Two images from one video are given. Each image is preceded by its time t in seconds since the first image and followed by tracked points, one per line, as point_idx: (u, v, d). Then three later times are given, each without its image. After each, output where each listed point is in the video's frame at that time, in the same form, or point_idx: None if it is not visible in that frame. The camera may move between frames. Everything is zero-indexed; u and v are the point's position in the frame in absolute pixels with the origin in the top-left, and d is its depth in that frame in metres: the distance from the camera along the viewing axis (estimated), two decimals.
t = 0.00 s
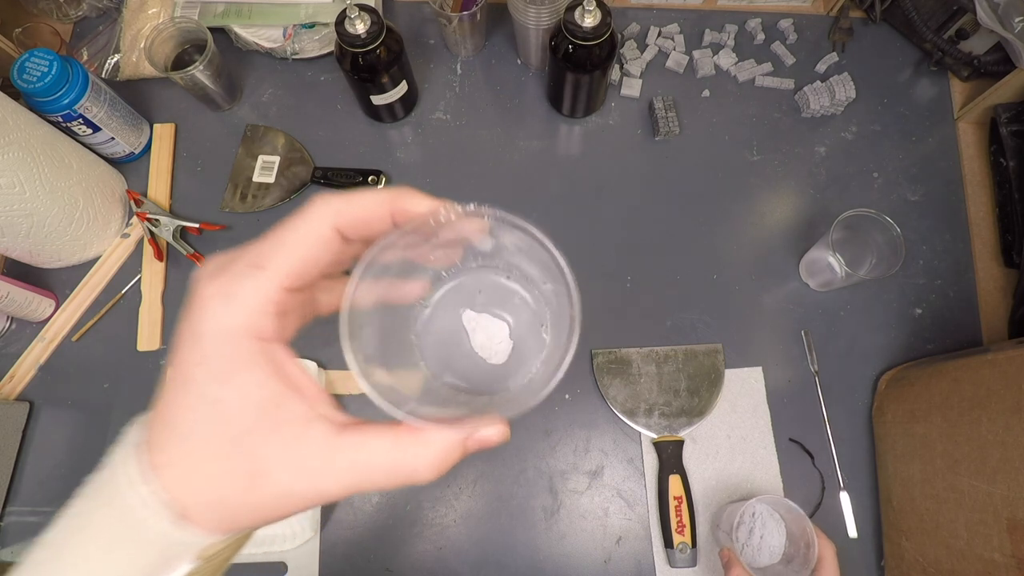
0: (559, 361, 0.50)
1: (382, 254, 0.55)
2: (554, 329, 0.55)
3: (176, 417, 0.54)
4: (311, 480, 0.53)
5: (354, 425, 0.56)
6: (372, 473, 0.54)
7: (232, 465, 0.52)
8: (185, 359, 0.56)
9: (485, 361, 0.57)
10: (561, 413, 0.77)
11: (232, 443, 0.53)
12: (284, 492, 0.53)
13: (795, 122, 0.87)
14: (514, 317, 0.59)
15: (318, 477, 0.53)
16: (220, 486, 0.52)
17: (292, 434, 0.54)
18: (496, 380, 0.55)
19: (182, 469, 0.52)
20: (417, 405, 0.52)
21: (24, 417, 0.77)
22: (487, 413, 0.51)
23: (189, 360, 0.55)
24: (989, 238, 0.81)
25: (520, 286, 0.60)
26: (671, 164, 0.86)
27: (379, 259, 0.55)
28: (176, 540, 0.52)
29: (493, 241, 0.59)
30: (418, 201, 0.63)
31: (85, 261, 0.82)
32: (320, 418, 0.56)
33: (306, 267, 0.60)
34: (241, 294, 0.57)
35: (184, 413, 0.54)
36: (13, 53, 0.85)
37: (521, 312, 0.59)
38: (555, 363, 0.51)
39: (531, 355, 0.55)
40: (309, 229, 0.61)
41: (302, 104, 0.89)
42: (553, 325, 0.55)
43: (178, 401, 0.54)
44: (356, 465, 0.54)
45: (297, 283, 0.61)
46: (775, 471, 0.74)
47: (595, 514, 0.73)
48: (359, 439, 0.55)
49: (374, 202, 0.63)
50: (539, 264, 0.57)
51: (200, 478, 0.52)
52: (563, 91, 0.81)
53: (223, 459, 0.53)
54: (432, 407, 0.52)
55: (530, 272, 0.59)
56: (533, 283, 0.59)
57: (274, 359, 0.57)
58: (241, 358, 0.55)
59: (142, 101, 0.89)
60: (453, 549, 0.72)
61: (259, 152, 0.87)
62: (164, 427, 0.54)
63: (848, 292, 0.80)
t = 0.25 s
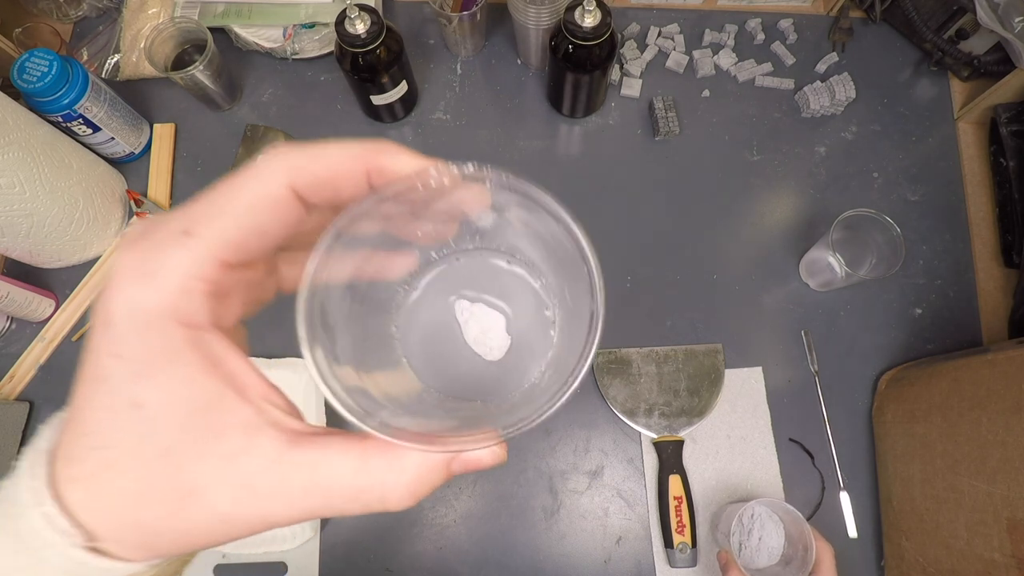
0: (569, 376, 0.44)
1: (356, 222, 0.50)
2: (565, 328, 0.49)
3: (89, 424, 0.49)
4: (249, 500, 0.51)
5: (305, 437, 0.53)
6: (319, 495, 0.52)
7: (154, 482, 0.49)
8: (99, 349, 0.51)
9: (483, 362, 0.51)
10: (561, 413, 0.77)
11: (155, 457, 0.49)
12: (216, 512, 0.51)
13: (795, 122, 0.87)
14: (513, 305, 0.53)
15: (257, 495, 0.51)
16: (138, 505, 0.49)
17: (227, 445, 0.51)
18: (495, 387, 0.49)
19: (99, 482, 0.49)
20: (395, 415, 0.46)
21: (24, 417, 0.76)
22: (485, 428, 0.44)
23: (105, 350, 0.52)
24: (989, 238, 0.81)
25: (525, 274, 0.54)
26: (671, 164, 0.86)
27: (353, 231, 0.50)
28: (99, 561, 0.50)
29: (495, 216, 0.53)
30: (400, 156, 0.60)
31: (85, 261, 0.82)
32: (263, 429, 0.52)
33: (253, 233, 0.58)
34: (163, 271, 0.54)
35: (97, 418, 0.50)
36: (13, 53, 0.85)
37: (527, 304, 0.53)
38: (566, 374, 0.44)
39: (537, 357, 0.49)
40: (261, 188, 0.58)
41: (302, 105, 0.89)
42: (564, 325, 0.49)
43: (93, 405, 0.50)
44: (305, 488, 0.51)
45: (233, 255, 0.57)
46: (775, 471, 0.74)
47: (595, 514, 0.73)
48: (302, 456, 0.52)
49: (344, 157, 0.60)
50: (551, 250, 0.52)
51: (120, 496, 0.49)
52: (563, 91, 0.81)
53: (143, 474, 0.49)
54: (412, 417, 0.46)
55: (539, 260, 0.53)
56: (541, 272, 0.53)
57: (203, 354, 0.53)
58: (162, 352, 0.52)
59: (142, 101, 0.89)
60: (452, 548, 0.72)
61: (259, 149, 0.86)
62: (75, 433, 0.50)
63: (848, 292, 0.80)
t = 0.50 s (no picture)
0: (567, 378, 0.43)
1: (344, 209, 0.50)
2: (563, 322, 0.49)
3: (41, 421, 0.48)
4: (211, 506, 0.49)
5: (273, 438, 0.50)
6: (287, 503, 0.49)
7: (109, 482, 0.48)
8: (48, 338, 0.50)
9: (475, 352, 0.52)
10: (561, 413, 0.77)
11: (111, 456, 0.48)
12: (176, 518, 0.48)
13: (795, 122, 0.87)
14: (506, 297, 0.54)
15: (220, 500, 0.48)
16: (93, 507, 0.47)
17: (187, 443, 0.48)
18: (489, 381, 0.50)
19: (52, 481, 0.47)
20: (378, 416, 0.45)
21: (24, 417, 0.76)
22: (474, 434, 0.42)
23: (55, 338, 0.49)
24: (989, 238, 0.81)
25: (521, 261, 0.54)
26: (671, 164, 0.86)
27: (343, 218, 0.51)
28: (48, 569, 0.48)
29: (490, 200, 0.54)
30: (381, 129, 0.57)
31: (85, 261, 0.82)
32: (225, 429, 0.49)
33: (215, 211, 0.55)
34: (112, 252, 0.51)
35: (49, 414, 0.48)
36: (14, 53, 0.85)
37: (521, 293, 0.54)
38: (562, 375, 0.43)
39: (532, 350, 0.50)
40: (224, 160, 0.54)
41: (302, 105, 0.89)
42: (562, 319, 0.50)
43: (44, 400, 0.48)
44: (271, 493, 0.48)
45: (191, 235, 0.54)
46: (775, 471, 0.74)
47: (595, 514, 0.73)
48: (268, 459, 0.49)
49: (319, 129, 0.57)
50: (549, 237, 0.52)
51: (74, 497, 0.47)
52: (563, 91, 0.81)
53: (97, 473, 0.47)
54: (395, 418, 0.45)
55: (535, 248, 0.54)
56: (538, 260, 0.54)
57: (157, 343, 0.50)
58: (113, 342, 0.49)
59: (142, 101, 0.89)
60: (452, 548, 0.72)
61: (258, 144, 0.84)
62: (29, 430, 0.48)
63: (848, 292, 0.80)
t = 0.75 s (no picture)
0: (562, 378, 0.43)
1: (338, 205, 0.51)
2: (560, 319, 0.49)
3: (31, 417, 0.48)
4: (201, 504, 0.48)
5: (266, 435, 0.50)
6: (279, 500, 0.49)
7: (98, 479, 0.48)
8: (37, 335, 0.50)
9: (472, 348, 0.52)
10: (561, 413, 0.77)
11: (100, 452, 0.48)
12: (166, 515, 0.48)
13: (795, 122, 0.87)
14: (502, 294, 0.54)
15: (210, 498, 0.48)
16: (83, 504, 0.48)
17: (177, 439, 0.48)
18: (486, 379, 0.50)
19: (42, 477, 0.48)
20: (371, 414, 0.45)
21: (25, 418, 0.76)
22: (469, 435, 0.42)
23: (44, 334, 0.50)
24: (989, 238, 0.81)
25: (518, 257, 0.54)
26: (671, 164, 0.86)
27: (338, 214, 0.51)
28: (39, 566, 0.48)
29: (487, 195, 0.53)
30: (376, 123, 0.57)
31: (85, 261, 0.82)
32: (216, 427, 0.49)
33: (204, 205, 0.55)
34: (100, 249, 0.51)
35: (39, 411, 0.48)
36: (14, 53, 0.85)
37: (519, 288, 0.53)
38: (557, 375, 0.43)
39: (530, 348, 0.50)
40: (215, 157, 0.54)
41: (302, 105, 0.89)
42: (559, 316, 0.49)
43: (33, 397, 0.49)
44: (262, 491, 0.48)
45: (182, 231, 0.54)
46: (776, 470, 0.74)
47: (595, 514, 0.73)
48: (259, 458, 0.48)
49: (312, 123, 0.57)
50: (546, 233, 0.52)
51: (64, 493, 0.48)
52: (563, 91, 0.81)
53: (87, 470, 0.48)
54: (389, 417, 0.45)
55: (532, 244, 0.53)
56: (535, 256, 0.53)
57: (146, 341, 0.50)
58: (102, 339, 0.49)
59: (142, 101, 0.89)
60: (452, 548, 0.72)
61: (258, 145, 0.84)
62: (18, 427, 0.49)
63: (848, 292, 0.80)
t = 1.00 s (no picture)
0: (556, 375, 0.43)
1: (334, 206, 0.51)
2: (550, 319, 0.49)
3: (28, 418, 0.48)
4: (199, 502, 0.49)
5: (262, 434, 0.50)
6: (275, 499, 0.49)
7: (98, 478, 0.48)
8: (35, 336, 0.50)
9: (465, 348, 0.52)
10: (561, 413, 0.77)
11: (100, 452, 0.48)
12: (165, 514, 0.48)
13: (795, 122, 0.87)
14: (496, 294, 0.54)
15: (207, 497, 0.48)
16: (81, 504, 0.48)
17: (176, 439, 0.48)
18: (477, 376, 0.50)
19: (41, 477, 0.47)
20: (366, 415, 0.45)
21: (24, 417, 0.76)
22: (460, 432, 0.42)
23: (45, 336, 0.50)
24: (989, 238, 0.81)
25: (512, 258, 0.54)
26: (671, 164, 0.86)
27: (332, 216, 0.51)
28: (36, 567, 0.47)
29: (480, 197, 0.54)
30: (371, 126, 0.57)
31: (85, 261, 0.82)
32: (214, 426, 0.49)
33: (201, 207, 0.54)
34: (97, 249, 0.51)
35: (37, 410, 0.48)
36: (14, 53, 0.85)
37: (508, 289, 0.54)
38: (551, 373, 0.43)
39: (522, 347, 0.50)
40: (211, 159, 0.54)
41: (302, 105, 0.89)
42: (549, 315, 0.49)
43: (31, 398, 0.49)
44: (258, 490, 0.48)
45: (179, 232, 0.54)
46: (776, 470, 0.74)
47: (595, 514, 0.73)
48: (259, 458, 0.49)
49: (307, 126, 0.57)
50: (538, 234, 0.52)
51: (61, 494, 0.47)
52: (563, 91, 0.81)
53: (86, 468, 0.48)
54: (383, 415, 0.45)
55: (525, 245, 0.54)
56: (529, 257, 0.53)
57: (144, 343, 0.50)
58: (101, 340, 0.49)
59: (141, 101, 0.89)
60: (452, 548, 0.72)
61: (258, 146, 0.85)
62: (15, 427, 0.49)
63: (848, 292, 0.80)
